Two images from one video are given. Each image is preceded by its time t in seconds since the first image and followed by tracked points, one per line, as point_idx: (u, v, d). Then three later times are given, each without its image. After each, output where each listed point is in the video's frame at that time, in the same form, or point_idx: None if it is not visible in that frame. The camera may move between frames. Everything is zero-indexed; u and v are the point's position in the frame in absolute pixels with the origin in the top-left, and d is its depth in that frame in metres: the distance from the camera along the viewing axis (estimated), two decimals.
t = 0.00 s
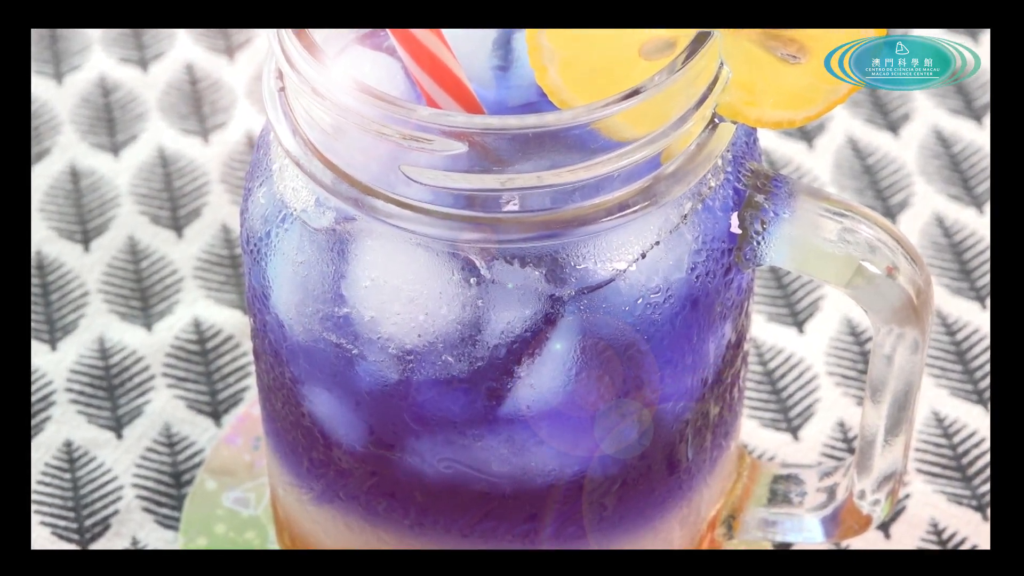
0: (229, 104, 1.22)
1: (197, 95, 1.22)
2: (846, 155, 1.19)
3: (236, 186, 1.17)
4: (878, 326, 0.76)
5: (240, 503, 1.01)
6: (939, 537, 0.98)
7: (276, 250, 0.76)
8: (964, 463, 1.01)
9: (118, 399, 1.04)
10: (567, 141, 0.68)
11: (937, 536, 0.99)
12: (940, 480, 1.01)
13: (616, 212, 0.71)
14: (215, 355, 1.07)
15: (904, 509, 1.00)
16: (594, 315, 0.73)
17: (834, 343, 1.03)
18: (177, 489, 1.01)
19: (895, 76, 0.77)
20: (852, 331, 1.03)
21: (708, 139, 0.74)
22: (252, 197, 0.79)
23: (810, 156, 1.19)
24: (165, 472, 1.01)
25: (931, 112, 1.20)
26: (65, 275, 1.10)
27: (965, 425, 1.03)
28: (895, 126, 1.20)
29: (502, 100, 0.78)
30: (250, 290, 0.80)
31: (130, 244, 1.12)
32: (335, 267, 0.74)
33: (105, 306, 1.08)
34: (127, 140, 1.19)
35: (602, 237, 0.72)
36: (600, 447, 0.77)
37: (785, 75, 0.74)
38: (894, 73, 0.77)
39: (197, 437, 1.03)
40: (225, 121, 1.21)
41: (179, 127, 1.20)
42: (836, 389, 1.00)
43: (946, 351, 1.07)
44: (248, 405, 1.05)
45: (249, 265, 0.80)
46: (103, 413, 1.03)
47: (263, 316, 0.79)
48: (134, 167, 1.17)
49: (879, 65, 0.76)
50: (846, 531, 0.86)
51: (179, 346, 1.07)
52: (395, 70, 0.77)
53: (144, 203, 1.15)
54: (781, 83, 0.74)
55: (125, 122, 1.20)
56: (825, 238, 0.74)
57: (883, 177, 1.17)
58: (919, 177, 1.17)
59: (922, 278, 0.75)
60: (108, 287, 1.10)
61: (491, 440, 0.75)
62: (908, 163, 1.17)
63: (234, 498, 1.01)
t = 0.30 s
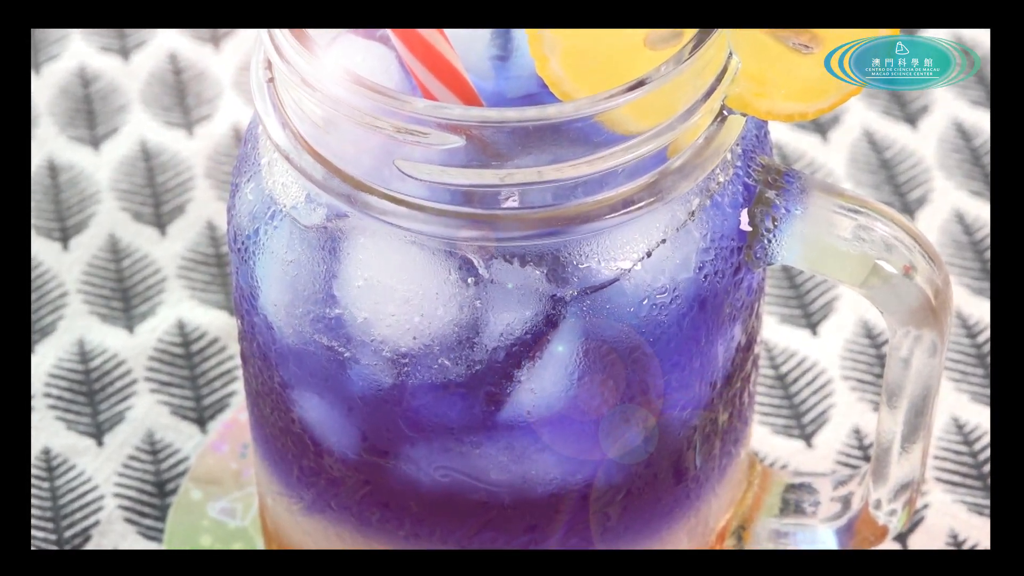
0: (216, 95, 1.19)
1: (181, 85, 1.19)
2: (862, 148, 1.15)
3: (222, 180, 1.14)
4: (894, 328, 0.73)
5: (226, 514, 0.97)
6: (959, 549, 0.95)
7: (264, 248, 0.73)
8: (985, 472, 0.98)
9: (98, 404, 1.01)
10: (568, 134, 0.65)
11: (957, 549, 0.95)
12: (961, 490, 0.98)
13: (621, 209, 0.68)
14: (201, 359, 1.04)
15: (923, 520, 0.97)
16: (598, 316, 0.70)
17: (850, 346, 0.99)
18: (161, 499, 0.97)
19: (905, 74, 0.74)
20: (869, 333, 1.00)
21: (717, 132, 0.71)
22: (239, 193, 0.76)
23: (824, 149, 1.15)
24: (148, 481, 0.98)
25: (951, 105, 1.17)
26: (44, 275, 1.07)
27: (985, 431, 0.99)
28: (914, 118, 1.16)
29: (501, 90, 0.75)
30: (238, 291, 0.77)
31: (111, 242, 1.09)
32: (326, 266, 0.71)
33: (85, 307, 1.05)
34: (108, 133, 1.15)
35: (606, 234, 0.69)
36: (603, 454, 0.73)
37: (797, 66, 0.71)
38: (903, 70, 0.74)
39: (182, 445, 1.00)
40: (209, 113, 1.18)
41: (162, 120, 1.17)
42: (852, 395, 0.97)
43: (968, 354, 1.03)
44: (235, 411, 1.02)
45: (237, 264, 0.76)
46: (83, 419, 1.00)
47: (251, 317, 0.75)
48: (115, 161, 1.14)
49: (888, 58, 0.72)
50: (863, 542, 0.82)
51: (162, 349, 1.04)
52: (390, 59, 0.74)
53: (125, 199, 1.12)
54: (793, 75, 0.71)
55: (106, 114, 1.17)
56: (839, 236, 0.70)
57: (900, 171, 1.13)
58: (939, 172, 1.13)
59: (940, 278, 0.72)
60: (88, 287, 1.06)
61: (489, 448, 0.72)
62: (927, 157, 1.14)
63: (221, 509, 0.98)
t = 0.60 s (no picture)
0: (201, 84, 1.16)
1: (164, 74, 1.16)
2: (880, 141, 1.12)
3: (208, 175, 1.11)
4: (912, 330, 0.70)
5: (212, 525, 0.93)
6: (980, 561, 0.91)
7: (252, 246, 0.70)
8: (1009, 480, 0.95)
9: (79, 409, 0.97)
10: (572, 127, 0.62)
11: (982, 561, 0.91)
12: (984, 499, 0.94)
13: (626, 205, 0.64)
14: (185, 361, 1.00)
15: (944, 531, 0.93)
16: (602, 318, 0.67)
17: (867, 348, 0.96)
18: (144, 509, 0.94)
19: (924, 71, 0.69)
20: (886, 335, 0.97)
21: (727, 124, 0.68)
22: (226, 188, 0.73)
23: (841, 142, 1.12)
24: (130, 489, 0.94)
25: (973, 95, 1.13)
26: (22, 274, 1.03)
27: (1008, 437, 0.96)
28: (934, 110, 1.12)
29: (501, 81, 0.72)
30: (225, 290, 0.74)
31: (91, 239, 1.06)
32: (318, 265, 0.67)
33: (65, 308, 1.02)
34: (88, 125, 1.12)
35: (610, 231, 0.66)
36: (607, 461, 0.70)
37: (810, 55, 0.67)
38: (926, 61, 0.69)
39: (166, 452, 0.96)
40: (194, 103, 1.15)
41: (145, 111, 1.14)
42: (870, 400, 0.94)
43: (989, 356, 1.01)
44: (221, 417, 0.98)
45: (224, 262, 0.73)
46: (62, 424, 0.96)
47: (238, 319, 0.72)
48: (96, 155, 1.11)
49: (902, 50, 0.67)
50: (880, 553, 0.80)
51: (145, 352, 1.00)
52: (384, 48, 0.71)
53: (106, 195, 1.08)
54: (808, 65, 0.67)
55: (86, 105, 1.13)
56: (855, 233, 0.67)
57: (920, 165, 1.10)
58: (961, 166, 1.10)
59: (961, 277, 0.69)
60: (68, 287, 1.03)
61: (489, 455, 0.69)
62: (948, 150, 1.11)
63: (207, 520, 0.93)
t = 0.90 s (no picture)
0: (185, 75, 1.13)
1: (145, 65, 1.13)
2: (898, 133, 1.07)
3: (194, 171, 1.08)
4: (931, 332, 0.67)
5: (197, 536, 0.89)
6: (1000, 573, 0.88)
7: (239, 245, 0.67)
8: None
9: (57, 416, 0.94)
10: (574, 120, 0.59)
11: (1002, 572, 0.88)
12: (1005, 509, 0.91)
13: (632, 201, 0.61)
14: (168, 366, 0.97)
15: (966, 543, 0.90)
16: (606, 320, 0.63)
17: (884, 352, 0.93)
18: (125, 521, 0.90)
19: (928, 71, 0.67)
20: (905, 338, 0.94)
21: (737, 117, 0.65)
22: (212, 183, 0.69)
23: (858, 136, 1.08)
24: (111, 500, 0.91)
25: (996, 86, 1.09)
26: None
27: None
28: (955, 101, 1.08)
29: (502, 72, 0.69)
30: (211, 291, 0.70)
31: (70, 236, 1.03)
32: (309, 264, 0.64)
33: (43, 310, 0.98)
34: (67, 117, 1.09)
35: (615, 229, 0.62)
36: (611, 469, 0.67)
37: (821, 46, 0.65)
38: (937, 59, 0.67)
39: (148, 461, 0.93)
40: (178, 94, 1.11)
41: (126, 102, 1.10)
42: (887, 406, 0.91)
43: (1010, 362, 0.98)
44: (205, 425, 0.95)
45: (210, 262, 0.70)
46: (40, 432, 0.93)
47: (225, 321, 0.69)
48: (76, 148, 1.08)
49: (904, 49, 0.66)
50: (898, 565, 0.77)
51: (127, 355, 0.97)
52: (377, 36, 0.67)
53: (85, 191, 1.05)
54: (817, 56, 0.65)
55: (64, 97, 1.10)
56: (871, 232, 0.64)
57: (941, 159, 1.06)
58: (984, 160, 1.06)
59: (982, 277, 0.66)
60: (47, 287, 0.99)
61: (488, 464, 0.66)
62: (970, 143, 1.06)
63: (192, 532, 0.89)
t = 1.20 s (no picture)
0: (168, 64, 1.05)
1: (127, 53, 1.05)
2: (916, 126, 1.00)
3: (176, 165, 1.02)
4: (952, 335, 0.64)
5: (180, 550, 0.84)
6: None
7: (226, 242, 0.63)
8: None
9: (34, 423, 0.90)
10: (575, 113, 0.56)
11: None
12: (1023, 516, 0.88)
13: (638, 197, 0.58)
14: (151, 370, 0.93)
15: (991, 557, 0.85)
16: (611, 322, 0.60)
17: (903, 355, 0.89)
18: (105, 533, 0.86)
19: (928, 70, 0.65)
20: (926, 341, 0.89)
21: (749, 108, 0.61)
22: (197, 178, 0.66)
23: (876, 128, 1.00)
24: (90, 511, 0.87)
25: None
26: None
27: None
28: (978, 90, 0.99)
29: (501, 61, 0.66)
30: (197, 291, 0.67)
31: (47, 235, 0.97)
32: (299, 263, 0.61)
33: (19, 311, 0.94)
34: (45, 107, 1.02)
35: (620, 226, 0.59)
36: (615, 477, 0.64)
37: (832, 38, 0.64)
38: (937, 59, 0.65)
39: (129, 469, 0.89)
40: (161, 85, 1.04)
41: (106, 92, 1.03)
42: (907, 412, 0.87)
43: None
44: (189, 432, 0.91)
45: (196, 261, 0.67)
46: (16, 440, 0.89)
47: (212, 322, 0.66)
48: (53, 141, 1.01)
49: (904, 49, 0.64)
50: None
51: (107, 359, 0.93)
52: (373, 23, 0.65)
53: (64, 187, 0.99)
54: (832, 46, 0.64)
55: (41, 87, 1.03)
56: (889, 229, 0.61)
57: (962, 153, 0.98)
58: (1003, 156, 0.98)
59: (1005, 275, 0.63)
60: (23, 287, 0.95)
61: (486, 472, 0.63)
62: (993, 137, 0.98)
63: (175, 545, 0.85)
